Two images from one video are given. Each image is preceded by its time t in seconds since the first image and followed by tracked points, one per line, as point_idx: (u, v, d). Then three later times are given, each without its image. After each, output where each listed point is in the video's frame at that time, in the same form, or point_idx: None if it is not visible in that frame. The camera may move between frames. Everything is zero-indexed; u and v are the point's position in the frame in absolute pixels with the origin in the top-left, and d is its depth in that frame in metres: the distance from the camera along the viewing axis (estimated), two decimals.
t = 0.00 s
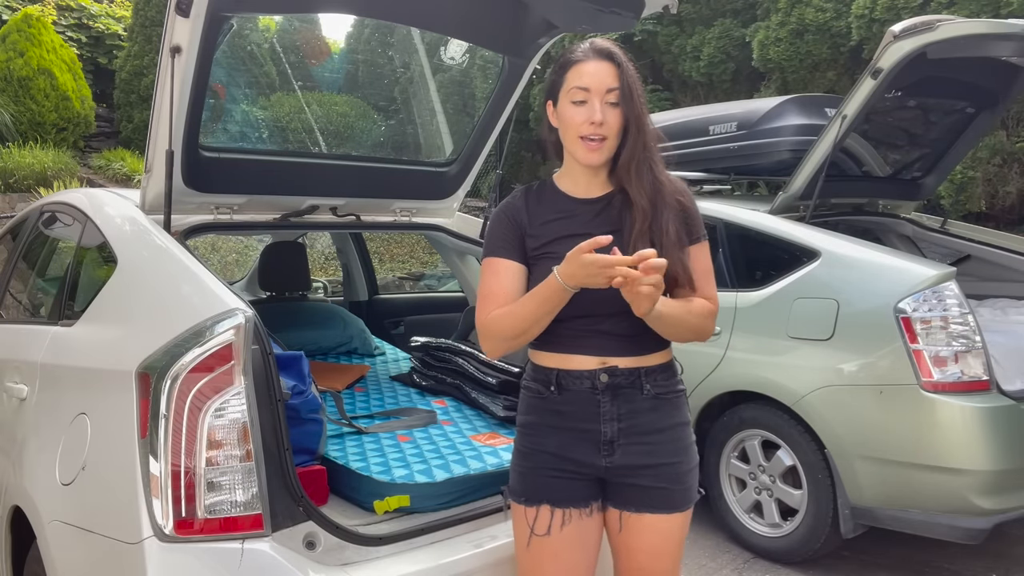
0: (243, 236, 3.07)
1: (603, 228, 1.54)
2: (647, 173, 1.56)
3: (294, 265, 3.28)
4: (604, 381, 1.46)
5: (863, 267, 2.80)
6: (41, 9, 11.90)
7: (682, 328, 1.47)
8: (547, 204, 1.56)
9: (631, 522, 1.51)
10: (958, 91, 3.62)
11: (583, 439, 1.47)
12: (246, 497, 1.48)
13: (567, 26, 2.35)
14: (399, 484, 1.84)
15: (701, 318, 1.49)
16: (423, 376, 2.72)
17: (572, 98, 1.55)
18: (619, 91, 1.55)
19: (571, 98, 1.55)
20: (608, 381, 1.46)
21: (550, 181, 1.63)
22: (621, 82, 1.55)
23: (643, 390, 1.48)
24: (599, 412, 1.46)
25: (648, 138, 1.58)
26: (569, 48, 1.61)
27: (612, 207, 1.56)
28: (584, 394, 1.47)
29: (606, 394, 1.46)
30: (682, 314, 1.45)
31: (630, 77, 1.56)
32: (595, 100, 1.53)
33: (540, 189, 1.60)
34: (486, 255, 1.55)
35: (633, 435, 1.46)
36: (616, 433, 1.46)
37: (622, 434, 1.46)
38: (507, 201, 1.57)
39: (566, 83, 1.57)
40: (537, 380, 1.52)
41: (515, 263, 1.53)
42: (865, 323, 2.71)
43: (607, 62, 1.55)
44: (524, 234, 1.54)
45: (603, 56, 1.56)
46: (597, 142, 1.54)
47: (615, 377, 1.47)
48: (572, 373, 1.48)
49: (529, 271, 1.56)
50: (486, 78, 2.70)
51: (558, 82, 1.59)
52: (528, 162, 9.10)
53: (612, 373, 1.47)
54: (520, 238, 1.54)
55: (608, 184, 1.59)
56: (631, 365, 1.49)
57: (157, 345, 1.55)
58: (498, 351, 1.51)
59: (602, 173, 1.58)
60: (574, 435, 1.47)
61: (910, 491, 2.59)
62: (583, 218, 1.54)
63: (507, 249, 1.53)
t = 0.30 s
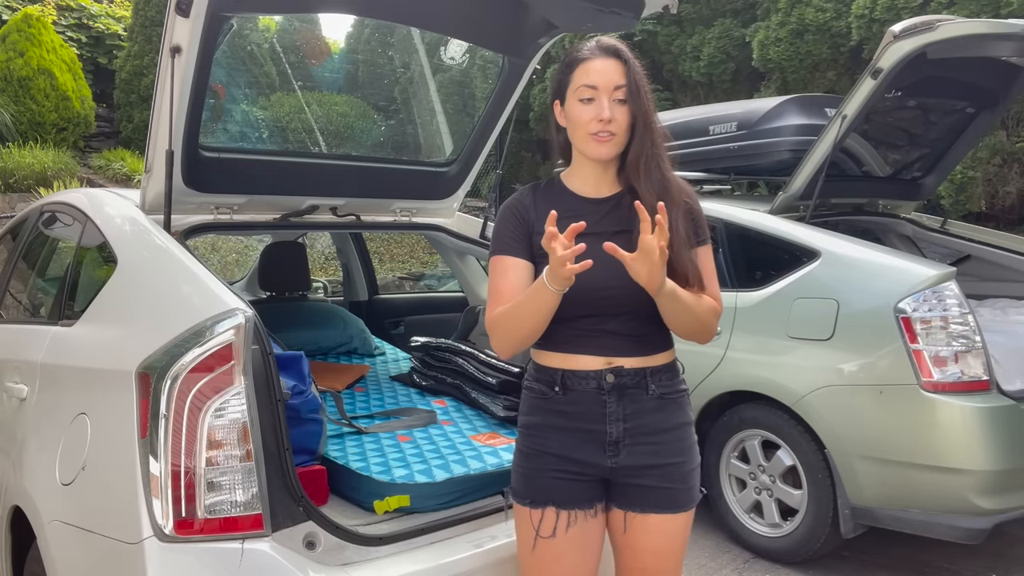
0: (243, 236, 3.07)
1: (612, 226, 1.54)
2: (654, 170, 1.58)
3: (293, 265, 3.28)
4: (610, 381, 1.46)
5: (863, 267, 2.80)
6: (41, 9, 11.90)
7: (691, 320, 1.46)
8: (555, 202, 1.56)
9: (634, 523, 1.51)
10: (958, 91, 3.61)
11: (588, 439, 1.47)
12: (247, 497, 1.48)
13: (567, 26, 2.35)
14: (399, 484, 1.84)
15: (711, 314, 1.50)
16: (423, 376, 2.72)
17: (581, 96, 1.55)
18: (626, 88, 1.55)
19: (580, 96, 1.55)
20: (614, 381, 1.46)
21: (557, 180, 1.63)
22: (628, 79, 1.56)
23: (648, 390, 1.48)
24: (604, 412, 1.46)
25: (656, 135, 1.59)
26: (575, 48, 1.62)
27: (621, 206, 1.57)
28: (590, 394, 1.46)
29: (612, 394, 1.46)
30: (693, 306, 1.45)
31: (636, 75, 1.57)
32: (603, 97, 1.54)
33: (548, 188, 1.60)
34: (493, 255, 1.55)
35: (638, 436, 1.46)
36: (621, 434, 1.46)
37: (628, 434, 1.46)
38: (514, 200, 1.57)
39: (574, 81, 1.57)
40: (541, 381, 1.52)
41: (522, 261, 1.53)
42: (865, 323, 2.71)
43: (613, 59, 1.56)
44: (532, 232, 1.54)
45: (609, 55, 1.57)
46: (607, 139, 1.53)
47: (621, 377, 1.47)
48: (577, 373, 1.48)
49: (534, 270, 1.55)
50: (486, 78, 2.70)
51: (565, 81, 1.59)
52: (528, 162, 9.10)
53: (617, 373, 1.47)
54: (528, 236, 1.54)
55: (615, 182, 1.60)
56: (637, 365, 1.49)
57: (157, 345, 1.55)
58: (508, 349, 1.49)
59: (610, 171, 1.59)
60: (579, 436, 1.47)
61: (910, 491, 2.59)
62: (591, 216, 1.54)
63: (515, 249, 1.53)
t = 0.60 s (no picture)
0: (243, 236, 3.07)
1: (613, 226, 1.53)
2: (653, 166, 1.56)
3: (294, 265, 3.28)
4: (609, 382, 1.46)
5: (864, 268, 2.80)
6: (41, 9, 11.89)
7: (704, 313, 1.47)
8: (555, 203, 1.56)
9: (634, 523, 1.51)
10: (959, 91, 3.61)
11: (587, 439, 1.47)
12: (247, 497, 1.48)
13: (567, 26, 2.35)
14: (399, 483, 1.84)
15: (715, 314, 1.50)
16: (423, 376, 2.72)
17: (575, 91, 1.57)
18: (620, 83, 1.55)
19: (574, 92, 1.57)
20: (614, 382, 1.46)
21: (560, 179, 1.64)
22: (622, 73, 1.55)
23: (648, 391, 1.48)
24: (604, 413, 1.46)
25: (654, 130, 1.57)
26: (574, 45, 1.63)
27: (621, 205, 1.56)
28: (589, 395, 1.46)
29: (611, 395, 1.46)
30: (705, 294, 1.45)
31: (631, 69, 1.55)
32: (594, 92, 1.54)
33: (549, 188, 1.60)
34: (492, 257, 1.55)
35: (637, 436, 1.47)
36: (620, 434, 1.46)
37: (627, 434, 1.46)
38: (514, 200, 1.58)
39: (570, 77, 1.58)
40: (541, 380, 1.52)
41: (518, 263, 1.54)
42: (865, 323, 2.71)
43: (607, 55, 1.56)
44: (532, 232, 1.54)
45: (603, 50, 1.57)
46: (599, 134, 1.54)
47: (620, 378, 1.47)
48: (577, 373, 1.48)
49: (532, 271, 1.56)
50: (486, 78, 2.70)
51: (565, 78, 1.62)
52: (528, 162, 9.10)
53: (617, 374, 1.47)
54: (527, 237, 1.54)
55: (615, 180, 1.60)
56: (636, 366, 1.49)
57: (157, 345, 1.55)
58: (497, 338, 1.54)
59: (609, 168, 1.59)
60: (579, 436, 1.47)
61: (910, 491, 2.59)
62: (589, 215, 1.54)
63: (513, 251, 1.54)
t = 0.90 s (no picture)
0: (243, 236, 3.07)
1: (610, 228, 1.53)
2: (653, 168, 1.56)
3: (294, 265, 3.28)
4: (603, 383, 1.46)
5: (863, 268, 2.80)
6: (41, 9, 11.89)
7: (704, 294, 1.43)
8: (552, 204, 1.56)
9: (631, 523, 1.51)
10: (959, 91, 3.61)
11: (583, 439, 1.47)
12: (246, 497, 1.48)
13: (567, 26, 2.35)
14: (399, 484, 1.84)
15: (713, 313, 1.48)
16: (423, 376, 2.72)
17: (575, 91, 1.57)
18: (621, 84, 1.55)
19: (574, 92, 1.57)
20: (608, 384, 1.46)
21: (559, 179, 1.64)
22: (624, 75, 1.55)
23: (643, 393, 1.48)
24: (599, 413, 1.46)
25: (654, 131, 1.58)
26: (574, 43, 1.63)
27: (618, 206, 1.56)
28: (584, 396, 1.47)
29: (606, 396, 1.46)
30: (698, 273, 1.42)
31: (632, 71, 1.56)
32: (595, 93, 1.55)
33: (547, 189, 1.60)
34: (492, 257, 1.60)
35: (633, 437, 1.46)
36: (615, 435, 1.46)
37: (623, 435, 1.46)
38: (512, 204, 1.59)
39: (570, 77, 1.58)
40: (538, 380, 1.53)
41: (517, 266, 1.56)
42: (865, 323, 2.71)
43: (608, 55, 1.56)
44: (529, 234, 1.54)
45: (604, 50, 1.57)
46: (600, 135, 1.54)
47: (615, 379, 1.47)
48: (572, 374, 1.48)
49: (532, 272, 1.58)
50: (486, 78, 2.70)
51: (563, 77, 1.61)
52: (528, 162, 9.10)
53: (612, 375, 1.47)
54: (524, 240, 1.55)
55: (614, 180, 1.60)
56: (631, 368, 1.48)
57: (158, 345, 1.55)
58: (500, 351, 1.58)
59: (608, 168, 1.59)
60: (574, 436, 1.47)
61: (910, 491, 2.59)
62: (587, 216, 1.53)
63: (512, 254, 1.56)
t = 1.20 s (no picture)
0: (243, 236, 3.07)
1: (608, 227, 1.53)
2: (658, 177, 1.57)
3: (294, 265, 3.28)
4: (602, 383, 1.46)
5: (863, 268, 2.80)
6: (41, 9, 11.89)
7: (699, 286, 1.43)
8: (549, 204, 1.56)
9: (629, 523, 1.51)
10: (959, 91, 3.61)
11: (581, 439, 1.47)
12: (246, 497, 1.48)
13: (567, 26, 2.35)
14: (398, 483, 1.84)
15: (706, 311, 1.49)
16: (423, 376, 2.72)
17: (587, 93, 1.56)
18: (636, 93, 1.56)
19: (586, 93, 1.56)
20: (607, 383, 1.46)
21: (556, 179, 1.64)
22: (638, 84, 1.56)
23: (642, 393, 1.48)
24: (597, 414, 1.46)
25: (660, 141, 1.59)
26: (588, 44, 1.61)
27: (619, 208, 1.56)
28: (583, 396, 1.47)
29: (604, 396, 1.46)
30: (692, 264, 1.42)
31: (648, 80, 1.56)
32: (609, 98, 1.54)
33: (544, 189, 1.60)
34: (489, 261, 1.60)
35: (631, 437, 1.46)
36: (614, 435, 1.46)
37: (621, 435, 1.46)
38: (509, 206, 1.59)
39: (583, 78, 1.57)
40: (536, 380, 1.53)
41: (515, 271, 1.57)
42: (865, 323, 2.71)
43: (625, 62, 1.56)
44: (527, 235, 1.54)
45: (622, 56, 1.57)
46: (608, 141, 1.54)
47: (613, 379, 1.47)
48: (570, 374, 1.48)
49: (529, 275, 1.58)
50: (486, 78, 2.70)
51: (574, 76, 1.60)
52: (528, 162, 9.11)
53: (610, 375, 1.47)
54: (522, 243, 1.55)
55: (613, 183, 1.61)
56: (629, 368, 1.49)
57: (158, 345, 1.55)
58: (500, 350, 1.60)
59: (607, 172, 1.60)
60: (573, 436, 1.47)
61: (910, 491, 2.59)
62: (586, 217, 1.54)
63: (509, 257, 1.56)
